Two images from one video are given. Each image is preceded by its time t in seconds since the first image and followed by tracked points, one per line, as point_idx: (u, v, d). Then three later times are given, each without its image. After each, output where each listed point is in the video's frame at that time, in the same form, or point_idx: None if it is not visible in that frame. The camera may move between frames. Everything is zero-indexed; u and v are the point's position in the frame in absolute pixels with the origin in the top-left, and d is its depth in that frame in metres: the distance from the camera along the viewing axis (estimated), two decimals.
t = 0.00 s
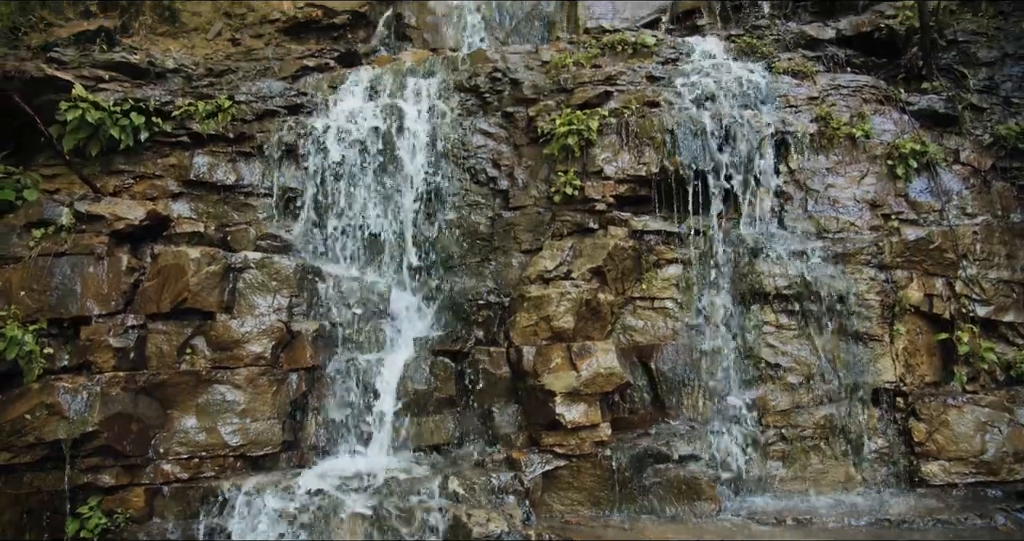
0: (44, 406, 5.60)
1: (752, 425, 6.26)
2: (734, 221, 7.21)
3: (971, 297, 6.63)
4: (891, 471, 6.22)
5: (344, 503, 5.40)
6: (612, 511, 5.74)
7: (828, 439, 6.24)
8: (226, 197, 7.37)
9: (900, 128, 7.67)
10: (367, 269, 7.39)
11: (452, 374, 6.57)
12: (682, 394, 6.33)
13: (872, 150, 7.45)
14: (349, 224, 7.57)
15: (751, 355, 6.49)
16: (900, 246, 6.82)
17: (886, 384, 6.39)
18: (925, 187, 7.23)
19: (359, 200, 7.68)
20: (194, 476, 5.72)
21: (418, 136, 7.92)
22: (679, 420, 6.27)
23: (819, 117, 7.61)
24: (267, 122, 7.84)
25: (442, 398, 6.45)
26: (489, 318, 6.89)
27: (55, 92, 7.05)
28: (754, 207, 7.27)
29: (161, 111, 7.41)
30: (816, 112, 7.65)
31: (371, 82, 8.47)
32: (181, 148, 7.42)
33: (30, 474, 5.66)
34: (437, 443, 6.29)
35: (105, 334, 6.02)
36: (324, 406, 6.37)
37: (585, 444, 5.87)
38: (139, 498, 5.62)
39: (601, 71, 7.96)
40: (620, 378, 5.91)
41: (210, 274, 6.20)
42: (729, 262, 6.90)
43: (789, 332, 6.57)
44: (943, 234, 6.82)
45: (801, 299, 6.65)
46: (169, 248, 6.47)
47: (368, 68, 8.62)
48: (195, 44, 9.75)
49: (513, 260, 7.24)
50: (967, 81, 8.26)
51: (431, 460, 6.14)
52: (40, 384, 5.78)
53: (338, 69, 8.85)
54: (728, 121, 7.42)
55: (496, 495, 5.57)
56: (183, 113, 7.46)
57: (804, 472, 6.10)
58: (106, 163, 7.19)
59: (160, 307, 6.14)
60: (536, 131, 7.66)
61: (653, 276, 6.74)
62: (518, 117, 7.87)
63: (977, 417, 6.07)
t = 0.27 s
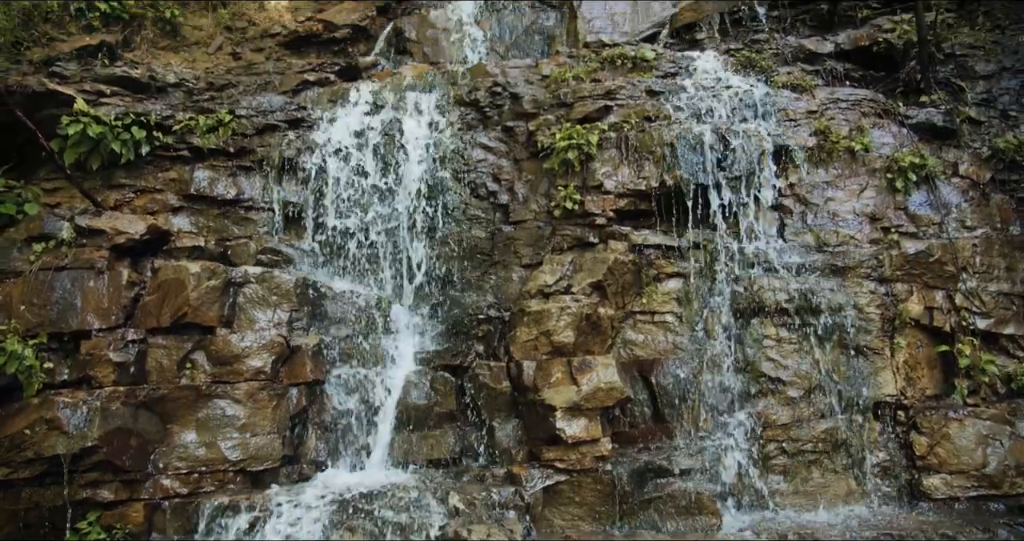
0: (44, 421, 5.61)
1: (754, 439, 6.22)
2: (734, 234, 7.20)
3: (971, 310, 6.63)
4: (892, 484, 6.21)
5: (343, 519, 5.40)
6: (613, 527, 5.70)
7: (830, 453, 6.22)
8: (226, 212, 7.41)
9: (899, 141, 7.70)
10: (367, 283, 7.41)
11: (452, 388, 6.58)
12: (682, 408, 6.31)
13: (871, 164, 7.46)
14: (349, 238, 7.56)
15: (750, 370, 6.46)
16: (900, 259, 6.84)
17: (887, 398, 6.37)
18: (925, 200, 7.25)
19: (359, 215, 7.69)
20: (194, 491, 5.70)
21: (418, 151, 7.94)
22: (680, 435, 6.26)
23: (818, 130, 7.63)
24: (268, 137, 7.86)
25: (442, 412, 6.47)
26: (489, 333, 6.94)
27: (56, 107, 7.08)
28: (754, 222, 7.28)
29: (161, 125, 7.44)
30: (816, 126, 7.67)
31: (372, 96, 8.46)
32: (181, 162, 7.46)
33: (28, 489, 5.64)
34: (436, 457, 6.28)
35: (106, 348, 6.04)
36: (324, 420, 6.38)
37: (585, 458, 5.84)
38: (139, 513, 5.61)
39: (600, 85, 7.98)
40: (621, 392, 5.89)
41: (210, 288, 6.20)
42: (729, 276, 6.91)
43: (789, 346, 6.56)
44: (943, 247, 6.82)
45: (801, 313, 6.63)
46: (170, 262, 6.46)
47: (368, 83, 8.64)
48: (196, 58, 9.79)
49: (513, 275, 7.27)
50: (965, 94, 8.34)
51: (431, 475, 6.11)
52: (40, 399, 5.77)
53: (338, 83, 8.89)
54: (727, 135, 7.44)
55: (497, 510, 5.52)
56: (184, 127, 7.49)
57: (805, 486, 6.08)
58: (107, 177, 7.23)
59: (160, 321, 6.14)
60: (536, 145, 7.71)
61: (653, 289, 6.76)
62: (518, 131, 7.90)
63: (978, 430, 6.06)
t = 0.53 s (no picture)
0: (43, 434, 5.61)
1: (755, 452, 6.18)
2: (734, 246, 7.21)
3: (971, 321, 6.58)
4: (895, 496, 6.15)
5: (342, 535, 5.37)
6: None
7: (831, 464, 6.19)
8: (226, 224, 7.40)
9: (897, 152, 7.74)
10: (367, 295, 7.39)
11: (451, 401, 6.55)
12: (682, 420, 6.30)
13: (871, 176, 7.50)
14: (350, 250, 7.57)
15: (752, 379, 6.47)
16: (899, 270, 6.83)
17: (888, 409, 6.33)
18: (924, 211, 7.26)
19: (359, 226, 7.69)
20: (194, 504, 5.67)
21: (418, 163, 7.96)
22: (681, 447, 6.24)
23: (817, 142, 7.69)
24: (268, 149, 7.90)
25: (442, 425, 6.40)
26: (489, 345, 6.95)
27: (57, 119, 7.11)
28: (754, 234, 7.28)
29: (162, 137, 7.49)
30: (815, 137, 7.72)
31: (371, 110, 8.53)
32: (181, 174, 7.50)
33: (26, 502, 5.63)
34: (437, 470, 6.22)
35: (106, 361, 6.03)
36: (324, 434, 6.33)
37: (586, 471, 5.81)
38: (138, 527, 5.57)
39: (600, 97, 8.02)
40: (621, 405, 5.89)
41: (210, 300, 6.22)
42: (729, 288, 6.94)
43: (790, 358, 6.57)
44: (943, 258, 6.82)
45: (801, 325, 6.67)
46: (169, 274, 6.48)
47: (369, 96, 8.69)
48: (197, 70, 9.84)
49: (513, 287, 7.25)
50: (963, 106, 8.36)
51: (431, 488, 6.05)
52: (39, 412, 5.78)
53: (339, 95, 8.93)
54: (726, 148, 7.53)
55: (496, 523, 5.56)
56: (184, 140, 7.54)
57: (806, 498, 6.00)
58: (108, 190, 7.26)
59: (161, 334, 6.14)
60: (536, 158, 7.73)
61: (654, 301, 6.77)
62: (518, 144, 7.93)
63: (980, 442, 6.05)
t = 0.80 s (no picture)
0: (42, 447, 5.61)
1: (754, 464, 6.15)
2: (733, 258, 7.25)
3: (971, 331, 6.58)
4: (896, 507, 6.13)
5: None
6: None
7: (831, 476, 6.14)
8: (226, 235, 7.43)
9: (896, 164, 7.74)
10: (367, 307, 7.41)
11: (451, 413, 6.53)
12: (682, 432, 6.32)
13: (870, 188, 7.51)
14: (350, 263, 7.57)
15: (751, 393, 6.45)
16: (899, 281, 6.84)
17: (889, 421, 6.31)
18: (923, 222, 7.27)
19: (360, 238, 7.72)
20: (193, 517, 5.65)
21: (418, 176, 7.97)
22: (681, 459, 6.24)
23: (816, 154, 7.69)
24: (268, 161, 7.93)
25: (442, 438, 6.41)
26: (490, 358, 6.91)
27: (58, 131, 7.13)
28: (754, 245, 7.30)
29: (163, 149, 7.52)
30: (814, 149, 7.72)
31: (371, 122, 8.55)
32: (181, 186, 7.52)
33: (25, 515, 5.62)
34: (437, 483, 6.21)
35: (106, 373, 6.03)
36: (325, 446, 6.34)
37: (586, 484, 5.81)
38: None
39: (600, 109, 8.05)
40: (621, 417, 5.89)
41: (210, 313, 6.22)
42: (729, 300, 6.92)
43: (790, 370, 6.55)
44: (942, 269, 6.83)
45: (801, 337, 6.64)
46: (170, 286, 6.49)
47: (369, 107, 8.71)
48: (198, 82, 9.89)
49: (513, 299, 7.25)
50: (960, 117, 8.40)
51: (430, 500, 6.04)
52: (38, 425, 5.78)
53: (339, 107, 8.97)
54: (726, 160, 7.53)
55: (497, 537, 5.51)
56: (185, 152, 7.58)
57: (807, 510, 5.96)
58: (109, 202, 7.29)
59: (160, 346, 6.13)
60: (536, 170, 7.74)
61: (653, 313, 6.77)
62: (518, 156, 7.94)
63: (981, 453, 6.00)
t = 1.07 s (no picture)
0: (39, 462, 5.66)
1: (753, 478, 6.14)
2: (733, 271, 7.22)
3: (971, 345, 6.57)
4: (897, 522, 6.05)
5: None
6: None
7: (832, 491, 6.10)
8: (226, 249, 7.44)
9: (895, 177, 7.77)
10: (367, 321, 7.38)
11: (451, 427, 6.49)
12: (682, 446, 6.28)
13: (869, 201, 7.53)
14: (350, 277, 7.59)
15: (751, 407, 6.41)
16: (899, 295, 6.85)
17: (890, 434, 6.28)
18: (923, 235, 7.29)
19: (360, 252, 7.72)
20: (191, 533, 5.60)
21: (418, 190, 8.01)
22: (682, 474, 6.21)
23: (815, 167, 7.74)
24: (268, 175, 7.96)
25: (442, 452, 6.37)
26: (489, 373, 6.92)
27: (59, 146, 7.16)
28: (753, 259, 7.30)
29: (164, 164, 7.59)
30: (813, 162, 7.77)
31: (371, 135, 8.58)
32: (182, 201, 7.57)
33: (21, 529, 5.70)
34: (437, 499, 6.17)
35: (106, 388, 6.02)
36: (324, 461, 6.30)
37: (586, 499, 5.78)
38: None
39: (599, 124, 8.10)
40: (621, 432, 5.88)
41: (210, 327, 6.23)
42: (728, 314, 6.90)
43: (790, 384, 6.52)
44: (941, 282, 6.85)
45: (800, 350, 6.64)
46: (169, 301, 6.50)
47: (369, 121, 8.73)
48: (200, 96, 9.92)
49: (513, 313, 7.26)
50: (959, 130, 8.40)
51: (430, 516, 6.01)
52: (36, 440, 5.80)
53: (339, 121, 9.02)
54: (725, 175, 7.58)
55: None
56: (185, 167, 7.64)
57: (807, 524, 5.85)
58: (109, 216, 7.32)
59: (159, 361, 6.12)
60: (535, 185, 7.76)
61: (653, 327, 6.76)
62: (518, 170, 7.97)
63: (982, 467, 5.96)
